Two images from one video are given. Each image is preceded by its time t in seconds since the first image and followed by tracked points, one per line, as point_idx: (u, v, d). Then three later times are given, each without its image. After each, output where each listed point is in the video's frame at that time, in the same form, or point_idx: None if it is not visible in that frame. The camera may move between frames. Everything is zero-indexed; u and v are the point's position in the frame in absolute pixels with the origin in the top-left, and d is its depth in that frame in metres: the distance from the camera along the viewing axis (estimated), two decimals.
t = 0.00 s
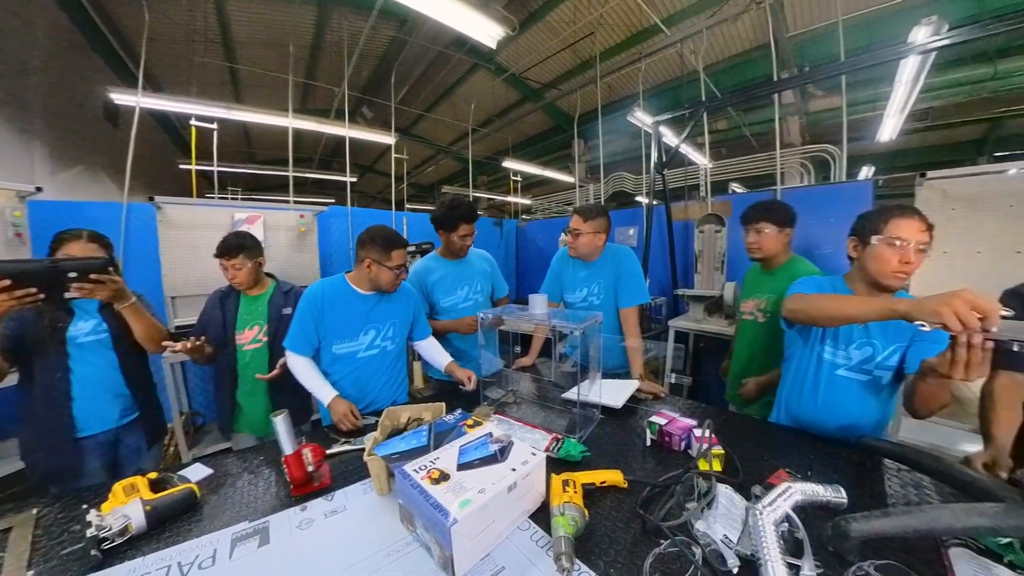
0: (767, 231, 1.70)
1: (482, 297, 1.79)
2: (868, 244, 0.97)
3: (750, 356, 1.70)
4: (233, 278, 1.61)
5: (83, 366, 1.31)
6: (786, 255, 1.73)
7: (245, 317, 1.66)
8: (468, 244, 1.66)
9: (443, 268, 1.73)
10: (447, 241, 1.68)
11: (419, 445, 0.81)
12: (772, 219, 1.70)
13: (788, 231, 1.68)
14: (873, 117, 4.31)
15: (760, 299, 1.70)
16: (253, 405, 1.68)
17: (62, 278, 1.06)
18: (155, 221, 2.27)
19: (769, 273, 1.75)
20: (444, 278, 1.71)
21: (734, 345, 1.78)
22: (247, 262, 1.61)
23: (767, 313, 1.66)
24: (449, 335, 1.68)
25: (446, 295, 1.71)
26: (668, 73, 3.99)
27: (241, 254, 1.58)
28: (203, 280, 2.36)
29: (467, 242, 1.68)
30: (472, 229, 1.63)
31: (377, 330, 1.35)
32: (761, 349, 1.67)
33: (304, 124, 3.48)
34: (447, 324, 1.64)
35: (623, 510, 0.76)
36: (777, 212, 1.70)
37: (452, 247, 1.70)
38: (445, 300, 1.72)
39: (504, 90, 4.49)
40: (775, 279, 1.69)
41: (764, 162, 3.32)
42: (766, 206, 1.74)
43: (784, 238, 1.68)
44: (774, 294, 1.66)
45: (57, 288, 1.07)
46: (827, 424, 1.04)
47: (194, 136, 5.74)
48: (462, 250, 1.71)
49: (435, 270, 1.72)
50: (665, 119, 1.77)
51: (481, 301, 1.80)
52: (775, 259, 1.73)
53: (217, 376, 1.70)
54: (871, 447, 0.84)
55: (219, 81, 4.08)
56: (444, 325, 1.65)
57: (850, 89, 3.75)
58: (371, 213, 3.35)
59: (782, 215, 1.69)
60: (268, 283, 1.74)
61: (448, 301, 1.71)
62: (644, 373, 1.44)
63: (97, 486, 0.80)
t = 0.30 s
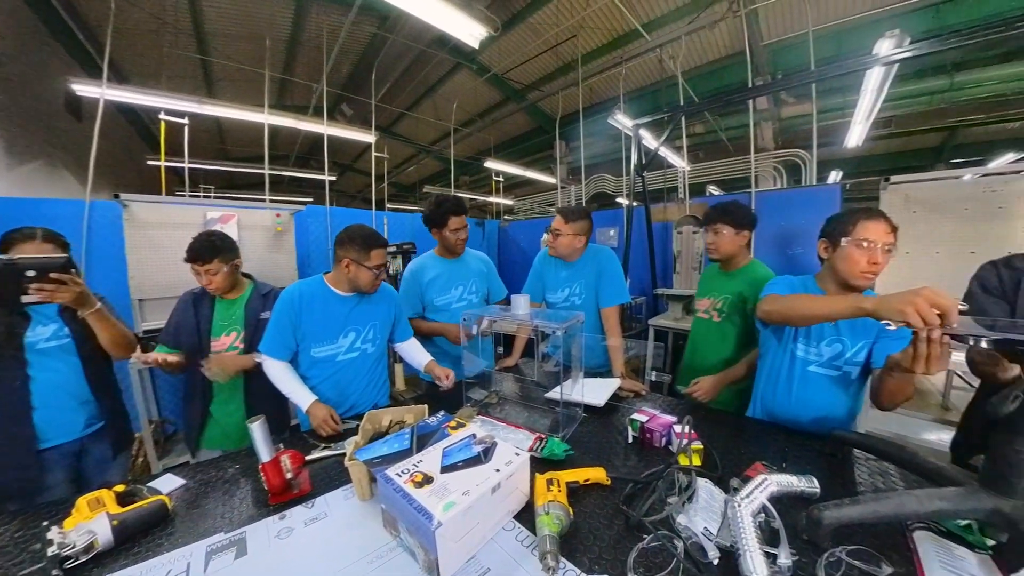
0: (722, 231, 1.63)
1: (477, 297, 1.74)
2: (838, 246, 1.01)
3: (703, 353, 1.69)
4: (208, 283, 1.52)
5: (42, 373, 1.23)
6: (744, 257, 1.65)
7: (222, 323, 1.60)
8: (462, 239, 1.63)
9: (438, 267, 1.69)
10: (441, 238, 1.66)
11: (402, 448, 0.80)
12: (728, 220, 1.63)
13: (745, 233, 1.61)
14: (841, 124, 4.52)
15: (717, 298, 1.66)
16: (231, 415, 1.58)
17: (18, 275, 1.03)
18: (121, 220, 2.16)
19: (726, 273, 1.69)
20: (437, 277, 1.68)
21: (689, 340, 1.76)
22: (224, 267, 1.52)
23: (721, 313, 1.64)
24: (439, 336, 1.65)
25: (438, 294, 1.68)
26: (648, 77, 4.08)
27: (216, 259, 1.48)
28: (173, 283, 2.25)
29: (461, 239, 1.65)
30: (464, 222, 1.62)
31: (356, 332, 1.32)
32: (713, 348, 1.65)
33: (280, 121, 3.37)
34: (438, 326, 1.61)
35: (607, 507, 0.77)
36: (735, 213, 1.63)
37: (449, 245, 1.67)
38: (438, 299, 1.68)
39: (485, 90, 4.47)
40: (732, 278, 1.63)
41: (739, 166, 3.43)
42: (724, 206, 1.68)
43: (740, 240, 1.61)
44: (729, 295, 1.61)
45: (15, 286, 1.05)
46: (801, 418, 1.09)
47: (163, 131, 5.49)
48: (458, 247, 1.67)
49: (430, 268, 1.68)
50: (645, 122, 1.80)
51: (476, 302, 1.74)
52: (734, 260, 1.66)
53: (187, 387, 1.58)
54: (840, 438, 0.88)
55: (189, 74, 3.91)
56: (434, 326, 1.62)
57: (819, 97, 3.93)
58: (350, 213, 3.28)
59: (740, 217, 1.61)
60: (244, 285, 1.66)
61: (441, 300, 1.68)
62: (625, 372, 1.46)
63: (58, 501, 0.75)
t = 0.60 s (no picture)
0: (683, 232, 1.65)
1: (471, 299, 1.70)
2: (808, 247, 1.06)
3: (668, 353, 1.70)
4: (174, 296, 1.34)
5: None
6: (703, 257, 1.70)
7: (187, 333, 1.41)
8: (457, 238, 1.61)
9: (434, 267, 1.66)
10: (435, 236, 1.64)
11: (384, 453, 0.78)
12: (686, 220, 1.64)
13: (705, 233, 1.64)
14: (811, 130, 4.72)
15: (682, 297, 1.69)
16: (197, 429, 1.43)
17: None
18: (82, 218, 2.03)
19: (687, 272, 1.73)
20: (432, 277, 1.65)
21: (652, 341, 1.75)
22: (191, 278, 1.34)
23: (687, 313, 1.67)
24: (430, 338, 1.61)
25: (433, 294, 1.65)
26: (628, 81, 4.16)
27: (181, 271, 1.30)
28: (140, 284, 2.14)
29: (457, 239, 1.62)
30: (458, 221, 1.60)
31: (335, 335, 1.29)
32: (679, 348, 1.67)
33: (255, 116, 3.26)
34: (428, 327, 1.57)
35: (591, 505, 0.78)
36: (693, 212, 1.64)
37: (445, 244, 1.64)
38: (433, 299, 1.65)
39: (467, 90, 4.45)
40: (696, 278, 1.67)
41: (716, 169, 3.54)
42: (682, 207, 1.69)
43: (700, 240, 1.64)
44: (696, 295, 1.64)
45: None
46: (776, 412, 1.13)
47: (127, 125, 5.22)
48: (455, 246, 1.64)
49: (426, 268, 1.66)
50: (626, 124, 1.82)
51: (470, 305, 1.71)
52: (693, 259, 1.71)
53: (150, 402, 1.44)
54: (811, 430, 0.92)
55: (158, 66, 3.73)
56: (423, 327, 1.59)
57: (791, 104, 4.09)
58: (329, 212, 3.20)
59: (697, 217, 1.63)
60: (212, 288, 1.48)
61: (435, 300, 1.65)
62: (606, 370, 1.48)
63: (15, 519, 0.70)
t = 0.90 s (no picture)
0: (640, 235, 1.69)
1: (456, 301, 1.67)
2: (779, 247, 1.10)
3: (637, 351, 1.75)
4: (136, 300, 1.27)
5: None
6: (655, 257, 1.78)
7: (150, 339, 1.34)
8: (442, 236, 1.58)
9: (418, 266, 1.64)
10: (419, 235, 1.61)
11: (366, 457, 0.76)
12: (640, 225, 1.68)
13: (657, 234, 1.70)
14: (783, 135, 4.91)
15: (643, 296, 1.76)
16: (162, 443, 1.34)
17: None
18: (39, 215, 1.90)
19: (641, 272, 1.80)
20: (416, 277, 1.63)
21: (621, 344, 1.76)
22: (156, 282, 1.27)
23: (649, 310, 1.75)
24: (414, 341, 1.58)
25: (417, 294, 1.63)
26: (609, 84, 4.23)
27: (144, 274, 1.23)
28: (104, 286, 2.03)
29: (443, 236, 1.60)
30: (443, 219, 1.58)
31: (312, 338, 1.26)
32: (647, 345, 1.74)
33: (228, 111, 3.13)
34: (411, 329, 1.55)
35: (575, 502, 0.79)
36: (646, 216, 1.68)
37: (431, 243, 1.62)
38: (417, 299, 1.63)
39: (449, 89, 4.41)
40: (653, 277, 1.75)
41: (694, 171, 3.63)
42: (633, 211, 1.71)
43: (654, 241, 1.70)
44: (656, 292, 1.73)
45: None
46: (752, 407, 1.17)
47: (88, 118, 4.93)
48: (441, 245, 1.62)
49: (411, 268, 1.64)
50: (608, 127, 1.83)
51: (455, 306, 1.68)
52: (647, 260, 1.78)
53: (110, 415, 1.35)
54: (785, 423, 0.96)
55: (124, 57, 3.54)
56: (406, 330, 1.57)
57: (764, 109, 4.25)
58: (307, 211, 3.11)
59: (648, 220, 1.67)
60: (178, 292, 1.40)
61: (420, 300, 1.62)
62: (589, 369, 1.50)
63: None
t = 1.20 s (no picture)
0: (604, 240, 1.67)
1: (436, 301, 1.65)
2: (752, 248, 1.15)
3: (615, 350, 1.76)
4: (100, 296, 1.19)
5: None
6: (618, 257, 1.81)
7: (114, 341, 1.27)
8: (420, 235, 1.56)
9: (397, 267, 1.62)
10: (397, 235, 1.58)
11: (346, 462, 0.74)
12: (603, 231, 1.65)
13: (618, 237, 1.70)
14: (756, 139, 5.09)
15: (611, 297, 1.78)
16: (124, 454, 1.27)
17: None
18: None
19: (603, 274, 1.82)
20: (396, 277, 1.60)
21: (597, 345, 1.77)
22: (123, 275, 1.20)
23: (616, 310, 1.77)
24: (391, 344, 1.56)
25: (395, 295, 1.60)
26: (589, 87, 4.29)
27: (112, 265, 1.17)
28: (63, 289, 1.90)
29: (421, 234, 1.57)
30: (420, 217, 1.56)
31: (288, 340, 1.22)
32: (619, 344, 1.77)
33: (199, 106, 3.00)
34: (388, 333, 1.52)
35: (559, 501, 0.79)
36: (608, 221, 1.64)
37: (409, 243, 1.59)
38: (396, 300, 1.60)
39: (431, 88, 4.38)
40: (616, 278, 1.77)
41: (672, 174, 3.72)
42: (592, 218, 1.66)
43: (616, 244, 1.71)
44: (621, 292, 1.75)
45: None
46: (729, 402, 1.21)
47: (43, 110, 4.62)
48: (421, 244, 1.60)
49: (389, 268, 1.61)
50: (589, 128, 1.86)
51: (435, 306, 1.66)
52: (609, 262, 1.79)
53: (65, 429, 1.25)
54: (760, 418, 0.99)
55: (87, 45, 3.34)
56: (384, 332, 1.54)
57: (739, 114, 4.39)
58: (283, 210, 3.02)
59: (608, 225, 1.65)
60: (145, 294, 1.33)
61: (399, 301, 1.60)
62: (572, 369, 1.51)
63: None
